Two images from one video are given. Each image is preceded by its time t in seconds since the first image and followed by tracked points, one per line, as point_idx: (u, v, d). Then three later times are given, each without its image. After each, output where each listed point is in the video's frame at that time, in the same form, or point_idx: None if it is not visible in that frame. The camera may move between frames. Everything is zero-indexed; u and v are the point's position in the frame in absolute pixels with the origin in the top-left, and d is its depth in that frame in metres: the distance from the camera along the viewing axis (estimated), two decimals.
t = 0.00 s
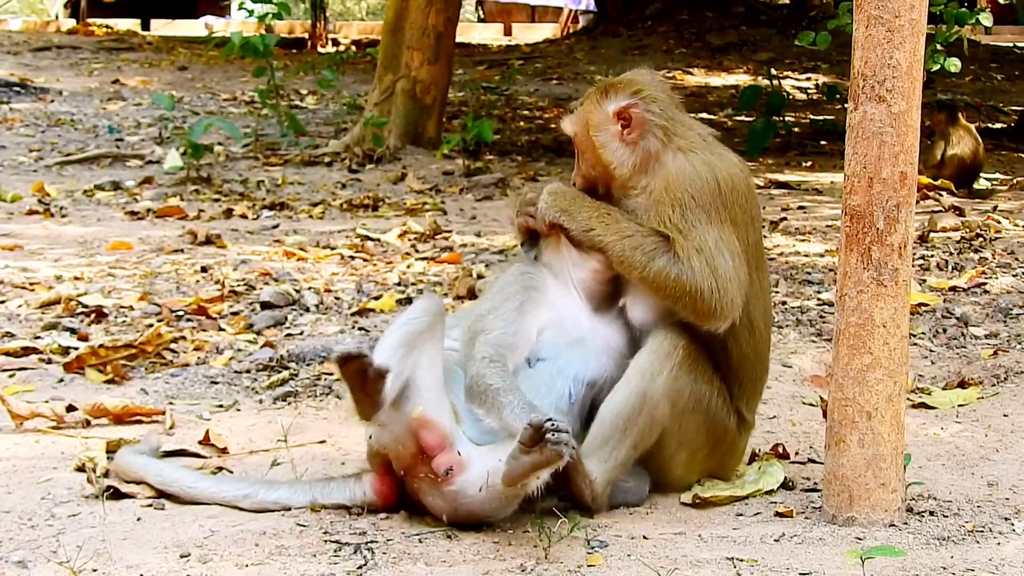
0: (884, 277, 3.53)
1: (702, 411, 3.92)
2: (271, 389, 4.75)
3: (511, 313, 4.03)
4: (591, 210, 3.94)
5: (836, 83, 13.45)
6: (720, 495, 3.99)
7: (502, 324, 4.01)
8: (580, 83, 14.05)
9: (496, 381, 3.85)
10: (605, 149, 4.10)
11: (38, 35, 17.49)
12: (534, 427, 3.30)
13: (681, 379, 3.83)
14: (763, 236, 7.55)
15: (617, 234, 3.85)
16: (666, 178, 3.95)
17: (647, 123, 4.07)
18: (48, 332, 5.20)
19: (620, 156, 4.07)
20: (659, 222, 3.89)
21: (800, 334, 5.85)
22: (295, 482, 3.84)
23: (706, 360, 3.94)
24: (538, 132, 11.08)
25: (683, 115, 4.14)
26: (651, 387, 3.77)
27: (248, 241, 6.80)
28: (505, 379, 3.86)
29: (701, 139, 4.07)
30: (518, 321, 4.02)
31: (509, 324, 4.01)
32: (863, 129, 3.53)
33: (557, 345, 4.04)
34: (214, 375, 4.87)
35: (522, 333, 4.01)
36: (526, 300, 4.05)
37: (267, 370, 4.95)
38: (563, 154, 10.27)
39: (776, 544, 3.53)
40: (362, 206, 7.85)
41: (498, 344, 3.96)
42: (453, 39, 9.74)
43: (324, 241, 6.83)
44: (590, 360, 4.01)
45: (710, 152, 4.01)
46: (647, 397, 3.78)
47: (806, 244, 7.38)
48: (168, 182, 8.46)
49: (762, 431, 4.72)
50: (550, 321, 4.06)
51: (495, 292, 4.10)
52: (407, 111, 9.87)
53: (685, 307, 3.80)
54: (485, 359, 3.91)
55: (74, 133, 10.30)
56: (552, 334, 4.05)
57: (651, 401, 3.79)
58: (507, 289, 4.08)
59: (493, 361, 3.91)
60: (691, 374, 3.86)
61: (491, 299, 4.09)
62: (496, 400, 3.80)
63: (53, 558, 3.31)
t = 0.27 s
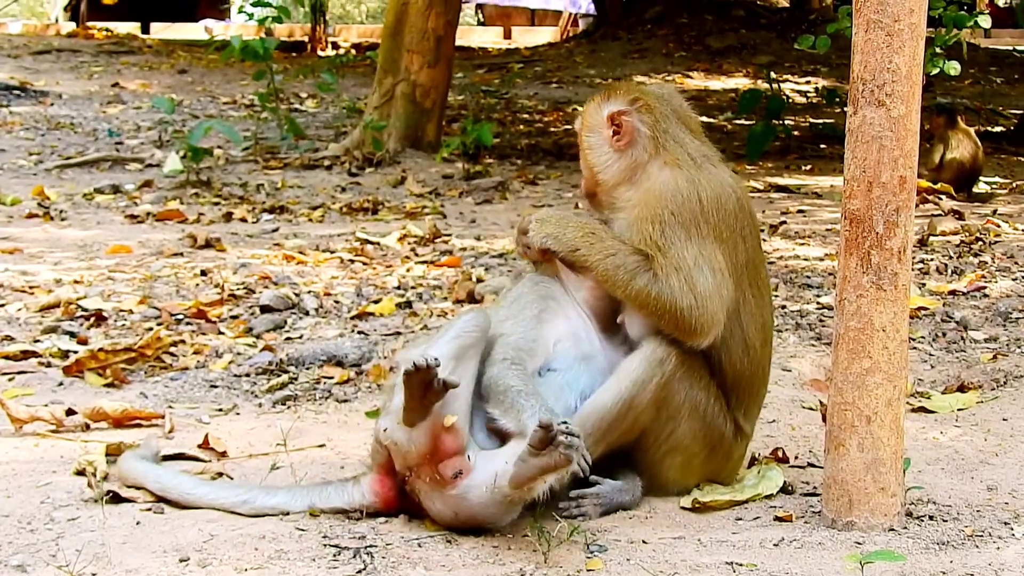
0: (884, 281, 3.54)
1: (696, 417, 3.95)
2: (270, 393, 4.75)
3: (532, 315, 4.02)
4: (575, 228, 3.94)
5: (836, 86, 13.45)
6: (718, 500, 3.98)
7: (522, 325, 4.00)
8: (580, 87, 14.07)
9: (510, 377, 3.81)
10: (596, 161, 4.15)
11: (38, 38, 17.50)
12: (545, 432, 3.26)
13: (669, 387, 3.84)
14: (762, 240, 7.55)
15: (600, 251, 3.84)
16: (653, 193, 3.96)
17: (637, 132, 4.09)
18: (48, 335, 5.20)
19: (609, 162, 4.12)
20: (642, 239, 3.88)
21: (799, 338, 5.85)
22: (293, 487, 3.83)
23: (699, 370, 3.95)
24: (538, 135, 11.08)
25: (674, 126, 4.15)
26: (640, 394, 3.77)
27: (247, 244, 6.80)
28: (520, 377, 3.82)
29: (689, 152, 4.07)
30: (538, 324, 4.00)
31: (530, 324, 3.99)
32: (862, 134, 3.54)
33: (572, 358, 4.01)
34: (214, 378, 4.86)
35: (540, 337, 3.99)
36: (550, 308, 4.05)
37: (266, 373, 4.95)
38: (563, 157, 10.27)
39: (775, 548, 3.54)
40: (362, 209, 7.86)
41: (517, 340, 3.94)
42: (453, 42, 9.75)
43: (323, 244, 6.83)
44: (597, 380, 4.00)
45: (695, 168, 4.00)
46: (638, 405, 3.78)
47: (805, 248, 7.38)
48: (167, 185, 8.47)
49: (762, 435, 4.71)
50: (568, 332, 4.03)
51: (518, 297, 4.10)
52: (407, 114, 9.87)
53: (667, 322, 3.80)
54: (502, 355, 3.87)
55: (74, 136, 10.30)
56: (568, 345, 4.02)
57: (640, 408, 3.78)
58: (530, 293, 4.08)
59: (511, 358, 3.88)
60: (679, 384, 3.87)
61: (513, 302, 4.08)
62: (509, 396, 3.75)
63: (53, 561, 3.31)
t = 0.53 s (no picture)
0: (884, 286, 3.55)
1: (696, 423, 3.97)
2: (270, 397, 4.75)
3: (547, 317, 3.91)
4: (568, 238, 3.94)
5: (835, 91, 13.46)
6: (717, 504, 3.98)
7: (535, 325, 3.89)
8: (580, 92, 14.08)
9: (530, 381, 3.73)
10: (598, 164, 4.16)
11: (38, 43, 17.52)
12: (583, 457, 3.25)
13: (668, 395, 3.88)
14: (762, 244, 7.55)
15: (591, 261, 3.85)
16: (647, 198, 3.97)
17: (642, 134, 4.10)
18: (47, 339, 5.20)
19: (610, 165, 4.13)
20: (635, 248, 3.88)
21: (799, 342, 5.85)
22: (292, 493, 3.82)
23: (698, 377, 3.97)
24: (538, 140, 11.09)
25: (676, 130, 4.17)
26: (638, 404, 3.82)
27: (247, 248, 6.80)
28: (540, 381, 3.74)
29: (688, 156, 4.08)
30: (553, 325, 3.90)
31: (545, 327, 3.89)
32: (862, 138, 3.55)
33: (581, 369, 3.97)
34: (214, 383, 4.86)
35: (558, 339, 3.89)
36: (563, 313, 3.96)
37: (266, 377, 4.94)
38: (562, 161, 10.28)
39: (775, 552, 3.55)
40: (361, 213, 7.86)
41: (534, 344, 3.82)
42: (453, 46, 9.76)
43: (323, 249, 6.83)
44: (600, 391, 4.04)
45: (691, 174, 4.00)
46: (638, 415, 3.83)
47: (805, 252, 7.38)
48: (167, 189, 8.47)
49: (762, 439, 4.71)
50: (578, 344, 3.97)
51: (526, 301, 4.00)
52: (406, 118, 9.87)
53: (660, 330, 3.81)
54: (521, 362, 3.77)
55: (74, 140, 10.31)
56: (578, 355, 3.96)
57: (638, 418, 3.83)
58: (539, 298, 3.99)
59: (529, 361, 3.79)
60: (678, 393, 3.90)
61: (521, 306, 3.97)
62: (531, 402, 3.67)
63: (52, 566, 3.31)
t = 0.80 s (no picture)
0: (884, 289, 3.56)
1: (702, 432, 3.94)
2: (270, 401, 4.74)
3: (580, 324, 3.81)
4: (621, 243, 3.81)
5: (835, 95, 13.46)
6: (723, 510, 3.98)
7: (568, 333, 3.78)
8: (579, 95, 14.08)
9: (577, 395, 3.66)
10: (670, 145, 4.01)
11: (38, 46, 17.52)
12: (614, 435, 3.25)
13: (677, 402, 3.84)
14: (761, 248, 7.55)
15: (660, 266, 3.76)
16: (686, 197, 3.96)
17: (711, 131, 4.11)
18: (47, 342, 5.20)
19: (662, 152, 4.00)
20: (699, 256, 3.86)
21: (798, 346, 5.85)
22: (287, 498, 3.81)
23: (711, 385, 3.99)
24: (537, 143, 11.09)
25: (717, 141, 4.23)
26: (639, 410, 3.76)
27: (247, 252, 6.80)
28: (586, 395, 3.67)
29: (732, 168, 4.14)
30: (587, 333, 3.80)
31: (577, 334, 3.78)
32: (862, 142, 3.56)
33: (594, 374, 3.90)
34: (213, 386, 4.85)
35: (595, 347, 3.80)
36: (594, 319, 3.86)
37: (265, 381, 4.94)
38: (562, 165, 10.28)
39: (774, 556, 3.56)
40: (361, 217, 7.86)
41: (578, 358, 3.73)
42: (453, 50, 9.76)
43: (323, 252, 6.83)
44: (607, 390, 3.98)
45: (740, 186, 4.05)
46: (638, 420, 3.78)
47: (805, 256, 7.38)
48: (167, 192, 8.47)
49: (761, 443, 4.70)
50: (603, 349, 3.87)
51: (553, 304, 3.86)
52: (406, 122, 9.86)
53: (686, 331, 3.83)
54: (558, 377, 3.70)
55: (74, 143, 10.31)
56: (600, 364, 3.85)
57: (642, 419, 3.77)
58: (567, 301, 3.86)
59: (572, 374, 3.71)
60: (689, 400, 3.87)
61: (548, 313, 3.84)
62: (584, 421, 3.61)
63: (51, 569, 3.31)
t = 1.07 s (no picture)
0: (882, 293, 3.56)
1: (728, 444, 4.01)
2: (268, 403, 4.74)
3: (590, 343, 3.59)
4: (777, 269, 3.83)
5: (835, 98, 13.46)
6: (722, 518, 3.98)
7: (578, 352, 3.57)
8: (579, 97, 14.09)
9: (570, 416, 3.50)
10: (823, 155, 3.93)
11: (38, 47, 17.53)
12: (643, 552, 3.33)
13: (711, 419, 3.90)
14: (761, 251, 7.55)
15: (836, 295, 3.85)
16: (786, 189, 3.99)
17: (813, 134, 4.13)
18: (46, 344, 5.21)
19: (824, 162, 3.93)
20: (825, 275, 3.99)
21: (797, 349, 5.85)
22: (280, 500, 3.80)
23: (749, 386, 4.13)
24: (537, 146, 11.09)
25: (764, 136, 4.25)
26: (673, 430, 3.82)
27: (246, 254, 6.81)
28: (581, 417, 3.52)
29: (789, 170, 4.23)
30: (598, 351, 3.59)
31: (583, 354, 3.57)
32: (861, 146, 3.57)
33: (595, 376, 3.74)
34: (211, 388, 4.85)
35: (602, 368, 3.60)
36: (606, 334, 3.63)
37: (264, 383, 4.94)
38: (561, 167, 10.27)
39: (773, 560, 3.58)
40: (360, 219, 7.86)
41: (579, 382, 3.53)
42: (452, 52, 9.76)
43: (322, 254, 6.83)
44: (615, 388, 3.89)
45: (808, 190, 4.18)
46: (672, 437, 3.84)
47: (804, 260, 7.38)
48: (166, 194, 8.47)
49: (759, 446, 4.70)
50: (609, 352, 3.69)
51: (566, 317, 3.62)
52: (405, 124, 9.86)
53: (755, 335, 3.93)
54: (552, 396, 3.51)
55: (73, 145, 10.32)
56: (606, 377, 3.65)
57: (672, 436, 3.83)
58: (579, 318, 3.62)
59: (564, 396, 3.53)
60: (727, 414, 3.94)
61: (561, 327, 3.60)
62: (566, 442, 3.48)
63: (49, 571, 3.32)
